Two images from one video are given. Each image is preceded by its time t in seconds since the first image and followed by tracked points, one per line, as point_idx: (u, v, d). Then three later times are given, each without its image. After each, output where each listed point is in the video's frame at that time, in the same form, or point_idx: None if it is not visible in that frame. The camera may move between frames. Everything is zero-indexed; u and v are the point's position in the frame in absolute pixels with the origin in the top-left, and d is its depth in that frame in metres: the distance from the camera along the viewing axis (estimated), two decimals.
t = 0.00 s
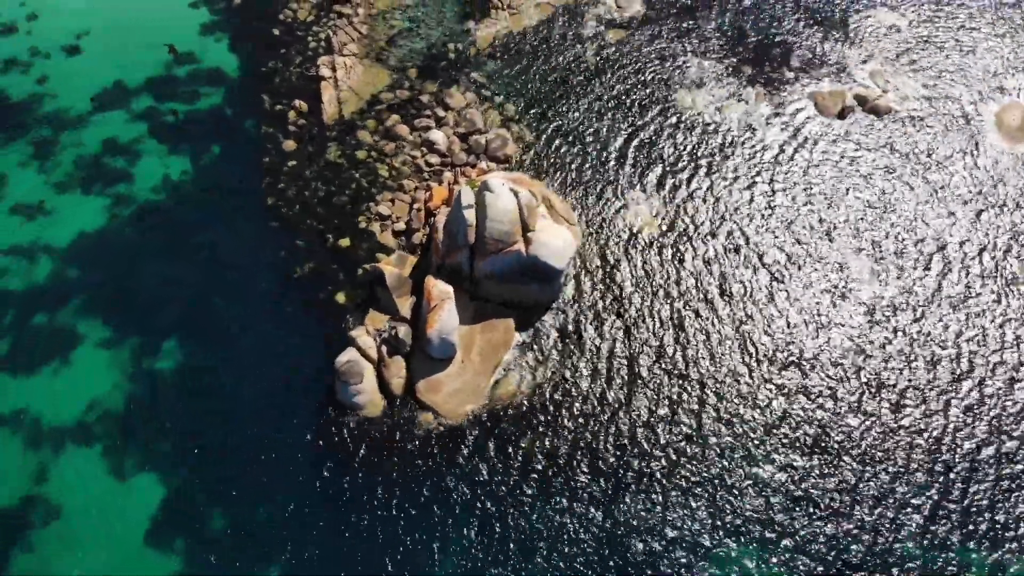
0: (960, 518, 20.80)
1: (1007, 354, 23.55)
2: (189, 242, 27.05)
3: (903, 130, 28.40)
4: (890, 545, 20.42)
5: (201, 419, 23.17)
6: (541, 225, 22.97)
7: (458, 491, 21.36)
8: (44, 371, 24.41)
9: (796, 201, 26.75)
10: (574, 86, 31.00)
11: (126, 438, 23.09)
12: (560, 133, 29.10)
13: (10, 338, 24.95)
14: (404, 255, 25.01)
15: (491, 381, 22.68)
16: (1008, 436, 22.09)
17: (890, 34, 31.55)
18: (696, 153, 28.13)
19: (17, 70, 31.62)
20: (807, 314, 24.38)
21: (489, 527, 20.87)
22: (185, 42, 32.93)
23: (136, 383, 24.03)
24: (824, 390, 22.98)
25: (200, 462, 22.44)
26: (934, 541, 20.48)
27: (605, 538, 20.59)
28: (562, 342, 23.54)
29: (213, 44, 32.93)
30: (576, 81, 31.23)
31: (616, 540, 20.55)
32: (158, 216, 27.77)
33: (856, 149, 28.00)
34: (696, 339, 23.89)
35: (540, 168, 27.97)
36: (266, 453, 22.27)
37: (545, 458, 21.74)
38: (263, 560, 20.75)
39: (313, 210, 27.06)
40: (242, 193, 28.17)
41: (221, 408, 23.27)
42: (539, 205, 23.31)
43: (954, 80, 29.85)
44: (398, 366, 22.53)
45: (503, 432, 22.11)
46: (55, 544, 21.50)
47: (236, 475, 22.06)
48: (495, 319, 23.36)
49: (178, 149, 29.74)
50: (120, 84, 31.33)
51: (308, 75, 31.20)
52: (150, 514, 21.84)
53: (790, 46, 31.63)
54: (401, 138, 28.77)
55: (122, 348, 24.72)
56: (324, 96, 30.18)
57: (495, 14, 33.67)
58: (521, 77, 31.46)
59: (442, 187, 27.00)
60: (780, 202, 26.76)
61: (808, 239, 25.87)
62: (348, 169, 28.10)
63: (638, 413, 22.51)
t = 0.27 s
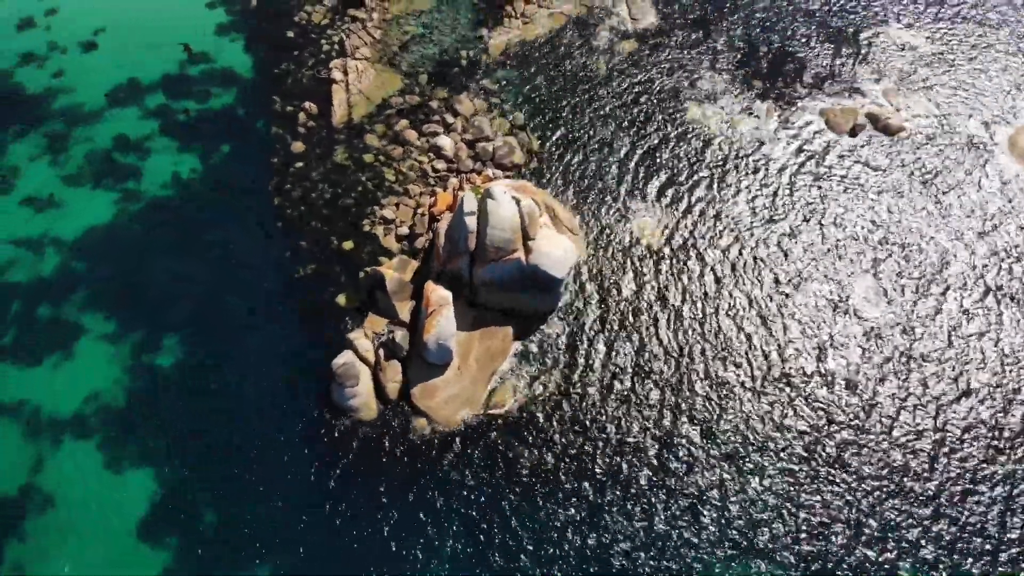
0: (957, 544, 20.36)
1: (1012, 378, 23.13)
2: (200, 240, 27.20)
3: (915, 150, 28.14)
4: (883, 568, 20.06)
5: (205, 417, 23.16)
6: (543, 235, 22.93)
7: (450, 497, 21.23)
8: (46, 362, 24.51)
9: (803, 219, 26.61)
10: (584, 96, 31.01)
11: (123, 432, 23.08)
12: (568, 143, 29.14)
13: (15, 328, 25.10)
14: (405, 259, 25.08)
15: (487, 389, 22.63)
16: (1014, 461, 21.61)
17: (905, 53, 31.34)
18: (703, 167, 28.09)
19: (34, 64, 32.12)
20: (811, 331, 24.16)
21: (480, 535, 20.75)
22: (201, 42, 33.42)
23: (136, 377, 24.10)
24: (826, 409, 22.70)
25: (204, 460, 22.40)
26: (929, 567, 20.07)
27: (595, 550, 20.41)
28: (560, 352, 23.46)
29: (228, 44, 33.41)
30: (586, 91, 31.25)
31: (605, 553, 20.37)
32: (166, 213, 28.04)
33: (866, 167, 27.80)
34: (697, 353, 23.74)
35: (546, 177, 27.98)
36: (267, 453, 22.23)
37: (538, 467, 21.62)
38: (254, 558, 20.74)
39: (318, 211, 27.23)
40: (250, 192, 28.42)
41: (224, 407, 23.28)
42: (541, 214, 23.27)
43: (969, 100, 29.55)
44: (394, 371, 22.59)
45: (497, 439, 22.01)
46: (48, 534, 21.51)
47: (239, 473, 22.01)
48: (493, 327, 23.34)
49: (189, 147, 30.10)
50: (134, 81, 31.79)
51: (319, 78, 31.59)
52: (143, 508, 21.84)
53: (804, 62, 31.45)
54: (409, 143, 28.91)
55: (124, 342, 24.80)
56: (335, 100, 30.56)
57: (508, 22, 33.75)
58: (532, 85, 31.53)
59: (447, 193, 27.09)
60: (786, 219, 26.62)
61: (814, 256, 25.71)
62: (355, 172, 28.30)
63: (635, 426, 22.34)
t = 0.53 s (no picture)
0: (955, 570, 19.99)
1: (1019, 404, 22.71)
2: (208, 238, 27.36)
3: (927, 171, 27.85)
4: None
5: (208, 417, 23.16)
6: (544, 244, 22.92)
7: (442, 504, 21.14)
8: (48, 354, 24.67)
9: (811, 237, 26.38)
10: (595, 106, 31.02)
11: (121, 426, 23.12)
12: (576, 153, 29.15)
13: (21, 318, 25.33)
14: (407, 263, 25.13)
15: (483, 396, 22.55)
16: (1018, 490, 21.15)
17: (920, 72, 31.08)
18: (711, 181, 27.94)
19: (52, 58, 32.61)
20: (814, 351, 23.90)
21: (470, 543, 20.65)
22: (216, 41, 34.08)
23: (136, 371, 24.18)
24: (827, 429, 22.38)
25: (206, 460, 22.41)
26: None
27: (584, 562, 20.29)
28: (558, 361, 23.37)
29: (243, 44, 34.09)
30: (597, 102, 31.24)
31: (595, 565, 20.25)
32: (174, 210, 28.30)
33: (877, 187, 27.54)
34: (697, 368, 23.52)
35: (552, 186, 27.98)
36: (266, 455, 22.23)
37: (531, 476, 21.46)
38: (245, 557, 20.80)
39: (324, 213, 27.34)
40: (257, 192, 28.67)
41: (227, 407, 23.29)
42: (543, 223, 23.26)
43: (984, 122, 29.23)
44: (390, 375, 22.55)
45: (492, 447, 21.90)
46: (42, 524, 21.62)
47: (239, 473, 22.02)
48: (492, 334, 23.26)
49: (200, 145, 30.44)
50: (149, 78, 32.31)
51: (331, 81, 31.89)
52: (137, 502, 21.86)
53: (818, 79, 31.26)
54: (417, 148, 29.01)
55: (126, 336, 24.94)
56: (345, 103, 30.78)
57: (522, 30, 34.11)
58: (544, 94, 31.60)
59: (452, 199, 27.15)
60: (793, 237, 26.41)
61: (821, 275, 25.45)
62: (362, 175, 28.42)
63: (631, 439, 22.13)
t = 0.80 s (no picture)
0: None
1: None
2: (217, 236, 27.58)
3: (938, 192, 27.53)
4: None
5: (213, 416, 23.16)
6: (545, 253, 22.78)
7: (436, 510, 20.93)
8: (51, 345, 24.88)
9: (818, 255, 26.14)
10: (605, 117, 31.01)
11: (120, 420, 23.29)
12: (584, 163, 29.15)
13: (26, 308, 25.56)
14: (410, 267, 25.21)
15: (479, 403, 22.49)
16: (1020, 519, 20.70)
17: (935, 92, 30.79)
18: (718, 195, 27.79)
19: (70, 54, 33.12)
20: (817, 370, 23.60)
21: (460, 549, 20.38)
22: (232, 42, 34.67)
23: (138, 366, 24.39)
24: (827, 449, 22.03)
25: (209, 459, 22.35)
26: None
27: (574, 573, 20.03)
28: (556, 371, 23.27)
29: (258, 45, 34.66)
30: (607, 112, 31.20)
31: None
32: (182, 206, 28.56)
33: (886, 207, 27.26)
34: (697, 383, 23.31)
35: (558, 196, 27.98)
36: (262, 453, 22.18)
37: (524, 485, 21.28)
38: (233, 555, 20.66)
39: (329, 214, 27.55)
40: (266, 191, 28.90)
41: (233, 406, 23.26)
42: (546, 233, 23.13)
43: (998, 145, 28.91)
44: (386, 378, 22.57)
45: (487, 454, 21.77)
46: (38, 514, 21.78)
47: (242, 474, 21.93)
48: (490, 342, 23.19)
49: (211, 143, 30.76)
50: (164, 76, 32.78)
51: (343, 85, 32.27)
52: (131, 494, 21.95)
53: (831, 96, 31.02)
54: (425, 153, 29.18)
55: (129, 330, 25.16)
56: (356, 107, 31.08)
57: (535, 39, 34.33)
58: (554, 103, 31.64)
59: (457, 205, 27.20)
60: (800, 254, 26.17)
61: (826, 294, 25.17)
62: (369, 179, 28.56)
63: (627, 452, 21.94)
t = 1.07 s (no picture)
0: None
1: None
2: (224, 236, 27.79)
3: (948, 213, 27.23)
4: None
5: (216, 417, 23.10)
6: (546, 262, 22.84)
7: (428, 516, 20.86)
8: (56, 338, 25.12)
9: (823, 273, 25.89)
10: (614, 128, 30.99)
11: (119, 414, 23.44)
12: (591, 174, 29.12)
13: (32, 300, 25.85)
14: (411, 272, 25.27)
15: (474, 411, 22.43)
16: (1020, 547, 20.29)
17: (949, 112, 30.49)
18: (724, 210, 27.63)
19: (88, 50, 33.63)
20: (817, 389, 23.30)
21: (450, 556, 20.31)
22: (247, 43, 35.09)
23: (139, 361, 24.56)
24: (825, 470, 21.71)
25: (212, 459, 22.30)
26: None
27: None
28: (553, 381, 23.20)
29: (273, 47, 35.05)
30: (617, 123, 31.16)
31: None
32: (191, 204, 28.82)
33: (895, 227, 26.98)
34: (695, 398, 23.10)
35: (564, 205, 27.95)
36: (257, 453, 22.22)
37: (516, 494, 21.16)
38: (223, 554, 20.70)
39: (335, 217, 27.69)
40: (273, 192, 29.10)
41: (237, 407, 23.23)
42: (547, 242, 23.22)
43: (1011, 168, 28.58)
44: (383, 382, 22.58)
45: (481, 462, 21.68)
46: (34, 505, 21.98)
47: (245, 474, 21.90)
48: (488, 349, 23.19)
49: (222, 142, 31.07)
50: (179, 74, 33.26)
51: (355, 89, 32.53)
52: (127, 489, 22.06)
53: (844, 113, 30.76)
54: (432, 158, 29.29)
55: (132, 325, 25.37)
56: (366, 110, 31.26)
57: (548, 48, 34.42)
58: (564, 112, 31.67)
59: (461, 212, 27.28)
60: (805, 271, 25.93)
61: (830, 313, 24.92)
62: (376, 182, 28.69)
63: (621, 465, 21.76)
